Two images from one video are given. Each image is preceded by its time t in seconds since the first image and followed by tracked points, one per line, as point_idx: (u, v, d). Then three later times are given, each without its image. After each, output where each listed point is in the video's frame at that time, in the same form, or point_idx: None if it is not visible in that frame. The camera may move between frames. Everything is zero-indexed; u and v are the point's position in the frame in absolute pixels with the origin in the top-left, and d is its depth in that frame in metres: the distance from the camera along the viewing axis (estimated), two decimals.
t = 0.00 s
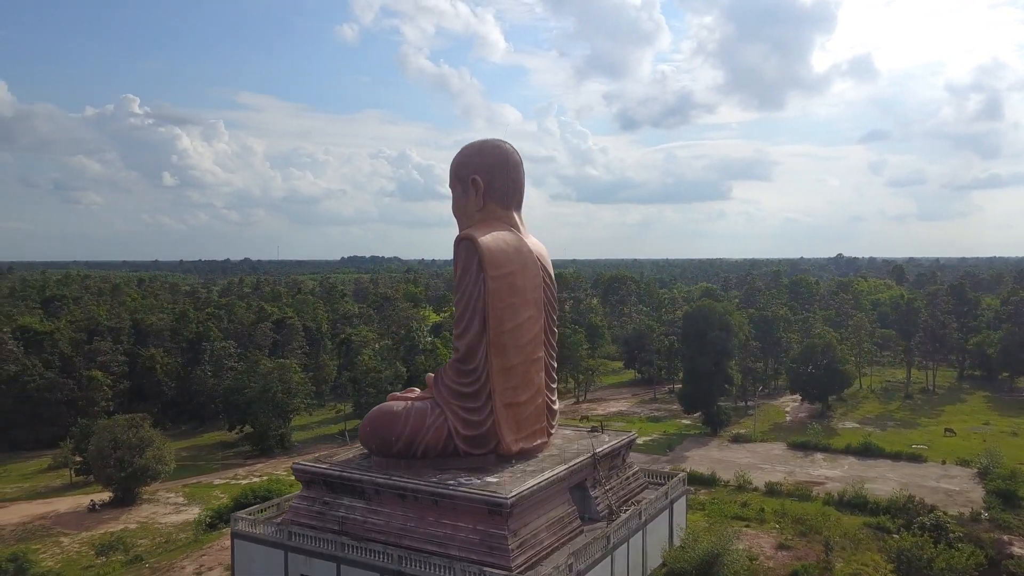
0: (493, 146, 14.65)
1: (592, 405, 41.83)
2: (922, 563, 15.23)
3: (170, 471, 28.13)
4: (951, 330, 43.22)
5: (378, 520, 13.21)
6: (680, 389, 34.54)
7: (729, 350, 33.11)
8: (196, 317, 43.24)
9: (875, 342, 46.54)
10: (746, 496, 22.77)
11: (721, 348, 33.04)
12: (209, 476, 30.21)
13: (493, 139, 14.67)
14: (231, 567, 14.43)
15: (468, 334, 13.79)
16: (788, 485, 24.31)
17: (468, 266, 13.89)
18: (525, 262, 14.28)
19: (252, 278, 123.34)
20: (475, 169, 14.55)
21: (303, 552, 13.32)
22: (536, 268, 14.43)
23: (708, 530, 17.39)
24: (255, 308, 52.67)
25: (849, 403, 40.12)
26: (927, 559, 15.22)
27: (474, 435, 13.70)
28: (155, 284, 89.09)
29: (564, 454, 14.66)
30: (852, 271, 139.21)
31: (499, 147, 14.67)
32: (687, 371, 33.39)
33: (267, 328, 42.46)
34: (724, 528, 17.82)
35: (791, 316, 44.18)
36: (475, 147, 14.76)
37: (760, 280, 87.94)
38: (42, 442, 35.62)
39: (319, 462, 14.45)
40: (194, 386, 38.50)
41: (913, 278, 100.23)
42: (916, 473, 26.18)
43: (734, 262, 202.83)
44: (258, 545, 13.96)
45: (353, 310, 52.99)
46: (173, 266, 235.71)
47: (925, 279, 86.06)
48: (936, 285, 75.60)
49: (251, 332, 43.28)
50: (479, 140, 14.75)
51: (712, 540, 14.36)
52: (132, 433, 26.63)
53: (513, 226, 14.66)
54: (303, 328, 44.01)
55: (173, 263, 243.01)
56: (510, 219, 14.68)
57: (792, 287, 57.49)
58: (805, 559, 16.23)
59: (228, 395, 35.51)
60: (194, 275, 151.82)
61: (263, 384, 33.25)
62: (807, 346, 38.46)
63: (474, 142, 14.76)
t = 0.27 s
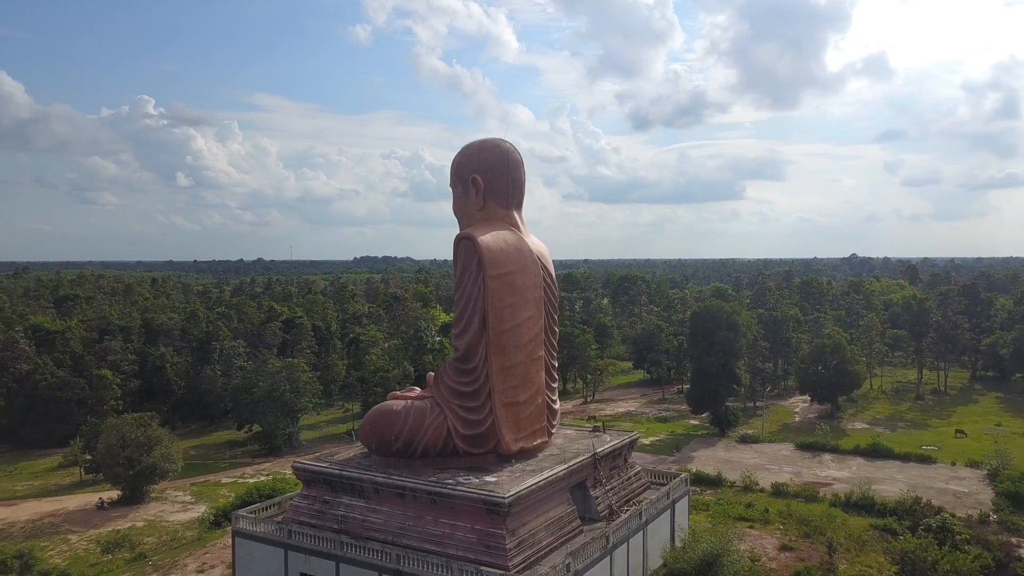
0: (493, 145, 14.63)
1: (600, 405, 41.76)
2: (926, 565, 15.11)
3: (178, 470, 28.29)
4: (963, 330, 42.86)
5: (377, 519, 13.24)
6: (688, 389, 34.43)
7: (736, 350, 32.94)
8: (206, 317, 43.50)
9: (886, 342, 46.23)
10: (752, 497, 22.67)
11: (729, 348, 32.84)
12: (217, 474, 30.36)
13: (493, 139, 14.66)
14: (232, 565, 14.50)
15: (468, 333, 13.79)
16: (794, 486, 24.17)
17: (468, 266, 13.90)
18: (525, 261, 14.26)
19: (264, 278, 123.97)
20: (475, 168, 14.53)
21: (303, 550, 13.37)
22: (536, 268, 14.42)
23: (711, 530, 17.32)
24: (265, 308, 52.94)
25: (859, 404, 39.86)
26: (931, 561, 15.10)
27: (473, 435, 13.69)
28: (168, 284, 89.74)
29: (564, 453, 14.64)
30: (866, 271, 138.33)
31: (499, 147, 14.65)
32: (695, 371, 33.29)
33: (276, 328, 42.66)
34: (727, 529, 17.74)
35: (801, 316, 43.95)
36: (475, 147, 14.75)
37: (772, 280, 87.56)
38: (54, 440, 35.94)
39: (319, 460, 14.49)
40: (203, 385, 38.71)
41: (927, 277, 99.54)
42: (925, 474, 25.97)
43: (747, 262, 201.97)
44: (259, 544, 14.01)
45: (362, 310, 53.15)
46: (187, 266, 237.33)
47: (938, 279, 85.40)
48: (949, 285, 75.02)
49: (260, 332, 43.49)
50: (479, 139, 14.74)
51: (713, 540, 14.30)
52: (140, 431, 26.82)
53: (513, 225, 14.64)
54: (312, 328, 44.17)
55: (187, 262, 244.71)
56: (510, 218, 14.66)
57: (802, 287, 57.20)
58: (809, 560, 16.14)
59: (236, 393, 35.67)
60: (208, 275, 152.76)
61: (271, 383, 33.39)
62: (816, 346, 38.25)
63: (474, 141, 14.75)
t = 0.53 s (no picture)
0: (493, 145, 14.62)
1: (607, 405, 41.68)
2: (929, 567, 14.99)
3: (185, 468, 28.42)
4: (974, 331, 42.51)
5: (376, 518, 13.26)
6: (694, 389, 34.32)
7: (743, 350, 32.80)
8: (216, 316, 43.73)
9: (897, 342, 45.93)
10: (757, 498, 22.56)
11: (736, 348, 32.70)
12: (225, 473, 30.50)
13: (492, 138, 14.65)
14: (233, 563, 14.56)
15: (466, 332, 13.79)
16: (800, 487, 24.03)
17: (467, 265, 13.89)
18: (525, 260, 14.23)
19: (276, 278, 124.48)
20: (475, 168, 14.53)
21: (301, 548, 13.41)
22: (536, 267, 14.38)
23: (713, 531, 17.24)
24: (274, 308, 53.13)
25: (868, 404, 39.60)
26: (934, 562, 14.98)
27: (472, 434, 13.68)
28: (180, 284, 90.25)
29: (563, 453, 14.61)
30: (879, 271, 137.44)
31: (499, 146, 14.64)
32: (702, 371, 33.19)
33: (285, 328, 42.83)
34: (730, 529, 17.66)
35: (809, 316, 43.72)
36: (475, 146, 14.75)
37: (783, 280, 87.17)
38: (64, 439, 36.20)
39: (319, 459, 14.52)
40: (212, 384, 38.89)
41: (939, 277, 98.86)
42: (933, 476, 25.77)
43: (758, 262, 201.15)
44: (258, 542, 14.05)
45: (371, 310, 53.27)
46: (200, 266, 238.65)
47: (951, 279, 84.79)
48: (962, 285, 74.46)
49: (269, 331, 43.66)
50: (479, 138, 14.73)
51: (713, 540, 14.24)
52: (147, 430, 26.97)
53: (513, 224, 14.63)
54: (320, 328, 44.29)
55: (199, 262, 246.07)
56: (510, 217, 14.65)
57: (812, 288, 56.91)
58: (811, 561, 16.04)
59: (243, 392, 35.81)
60: (220, 275, 153.58)
61: (278, 382, 33.51)
62: (825, 347, 38.04)
63: (474, 140, 14.75)
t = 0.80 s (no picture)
0: (493, 144, 14.62)
1: (615, 405, 41.60)
2: (932, 568, 14.88)
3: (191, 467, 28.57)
4: (985, 331, 42.16)
5: (374, 517, 13.28)
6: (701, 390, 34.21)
7: (750, 351, 32.68)
8: (224, 316, 43.94)
9: (907, 343, 45.61)
10: (762, 499, 22.45)
11: (742, 349, 32.59)
12: (232, 472, 30.62)
13: (492, 137, 14.65)
14: (233, 561, 14.61)
15: (465, 332, 13.78)
16: (806, 487, 23.90)
17: (465, 265, 13.89)
18: (524, 260, 14.20)
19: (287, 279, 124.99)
20: (474, 167, 14.53)
21: (300, 547, 13.44)
22: (535, 266, 14.36)
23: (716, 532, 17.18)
24: (283, 307, 53.35)
25: (877, 405, 39.35)
26: (937, 564, 14.87)
27: (470, 433, 13.66)
28: (192, 284, 90.76)
29: (562, 452, 14.58)
30: (892, 271, 136.56)
31: (498, 145, 14.65)
32: (709, 371, 33.09)
33: (293, 327, 43.01)
34: (733, 531, 17.58)
35: (818, 316, 43.49)
36: (475, 145, 14.75)
37: (793, 281, 86.75)
38: (74, 437, 36.45)
39: (319, 458, 14.56)
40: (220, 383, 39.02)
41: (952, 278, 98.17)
42: (941, 477, 25.56)
43: (770, 262, 200.27)
44: (258, 540, 14.09)
45: (379, 309, 53.38)
46: (212, 266, 239.90)
47: (963, 279, 84.14)
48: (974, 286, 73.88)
49: (278, 331, 43.84)
50: (478, 137, 14.73)
51: (713, 540, 14.19)
52: (154, 429, 27.14)
53: (513, 223, 14.61)
54: (328, 328, 44.41)
55: (212, 263, 247.38)
56: (509, 216, 14.64)
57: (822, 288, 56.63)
58: (813, 562, 15.95)
59: (251, 391, 35.93)
60: (232, 275, 154.32)
61: (285, 382, 33.64)
62: (833, 347, 37.82)
63: (474, 139, 14.75)
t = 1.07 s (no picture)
0: (492, 143, 14.63)
1: (622, 405, 41.51)
2: (934, 569, 14.77)
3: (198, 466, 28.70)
4: (996, 332, 41.82)
5: (372, 516, 13.31)
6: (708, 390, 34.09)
7: (757, 351, 32.54)
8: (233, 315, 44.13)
9: (917, 344, 45.31)
10: (766, 500, 22.34)
11: (749, 349, 32.42)
12: (239, 471, 30.73)
13: (491, 137, 14.67)
14: (233, 559, 14.67)
15: (463, 332, 13.77)
16: (811, 488, 23.77)
17: (464, 264, 13.89)
18: (523, 259, 14.19)
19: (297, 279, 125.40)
20: (473, 166, 14.54)
21: (299, 546, 13.48)
22: (533, 265, 14.34)
23: (717, 533, 17.13)
24: (292, 307, 53.56)
25: (886, 406, 39.09)
26: (939, 565, 14.76)
27: (469, 433, 13.65)
28: (203, 284, 91.26)
29: (561, 452, 14.56)
30: (904, 272, 135.65)
31: (497, 145, 14.66)
32: (715, 371, 32.98)
33: (301, 327, 43.16)
34: (734, 532, 17.52)
35: (827, 317, 43.27)
36: (474, 145, 14.76)
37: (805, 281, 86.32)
38: (83, 436, 36.71)
39: (318, 457, 14.59)
40: (228, 382, 39.18)
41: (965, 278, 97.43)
42: (948, 479, 25.37)
43: (782, 263, 199.33)
44: (257, 539, 14.14)
45: (387, 309, 53.50)
46: (224, 266, 241.16)
47: (976, 279, 83.48)
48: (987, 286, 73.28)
49: (286, 331, 43.99)
50: (478, 137, 14.75)
51: (713, 540, 14.13)
52: (160, 428, 27.30)
53: (512, 223, 14.61)
54: (335, 328, 44.52)
55: (223, 263, 248.52)
56: (508, 216, 14.64)
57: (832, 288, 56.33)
58: (814, 564, 15.87)
59: (259, 390, 36.07)
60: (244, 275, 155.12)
61: (291, 381, 33.75)
62: (842, 348, 37.61)
63: (473, 139, 14.76)
